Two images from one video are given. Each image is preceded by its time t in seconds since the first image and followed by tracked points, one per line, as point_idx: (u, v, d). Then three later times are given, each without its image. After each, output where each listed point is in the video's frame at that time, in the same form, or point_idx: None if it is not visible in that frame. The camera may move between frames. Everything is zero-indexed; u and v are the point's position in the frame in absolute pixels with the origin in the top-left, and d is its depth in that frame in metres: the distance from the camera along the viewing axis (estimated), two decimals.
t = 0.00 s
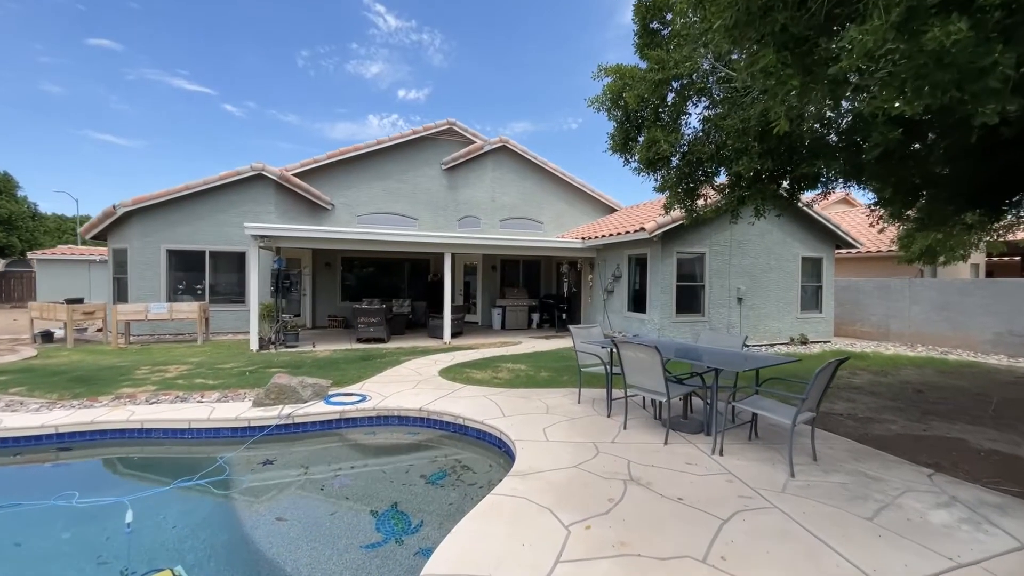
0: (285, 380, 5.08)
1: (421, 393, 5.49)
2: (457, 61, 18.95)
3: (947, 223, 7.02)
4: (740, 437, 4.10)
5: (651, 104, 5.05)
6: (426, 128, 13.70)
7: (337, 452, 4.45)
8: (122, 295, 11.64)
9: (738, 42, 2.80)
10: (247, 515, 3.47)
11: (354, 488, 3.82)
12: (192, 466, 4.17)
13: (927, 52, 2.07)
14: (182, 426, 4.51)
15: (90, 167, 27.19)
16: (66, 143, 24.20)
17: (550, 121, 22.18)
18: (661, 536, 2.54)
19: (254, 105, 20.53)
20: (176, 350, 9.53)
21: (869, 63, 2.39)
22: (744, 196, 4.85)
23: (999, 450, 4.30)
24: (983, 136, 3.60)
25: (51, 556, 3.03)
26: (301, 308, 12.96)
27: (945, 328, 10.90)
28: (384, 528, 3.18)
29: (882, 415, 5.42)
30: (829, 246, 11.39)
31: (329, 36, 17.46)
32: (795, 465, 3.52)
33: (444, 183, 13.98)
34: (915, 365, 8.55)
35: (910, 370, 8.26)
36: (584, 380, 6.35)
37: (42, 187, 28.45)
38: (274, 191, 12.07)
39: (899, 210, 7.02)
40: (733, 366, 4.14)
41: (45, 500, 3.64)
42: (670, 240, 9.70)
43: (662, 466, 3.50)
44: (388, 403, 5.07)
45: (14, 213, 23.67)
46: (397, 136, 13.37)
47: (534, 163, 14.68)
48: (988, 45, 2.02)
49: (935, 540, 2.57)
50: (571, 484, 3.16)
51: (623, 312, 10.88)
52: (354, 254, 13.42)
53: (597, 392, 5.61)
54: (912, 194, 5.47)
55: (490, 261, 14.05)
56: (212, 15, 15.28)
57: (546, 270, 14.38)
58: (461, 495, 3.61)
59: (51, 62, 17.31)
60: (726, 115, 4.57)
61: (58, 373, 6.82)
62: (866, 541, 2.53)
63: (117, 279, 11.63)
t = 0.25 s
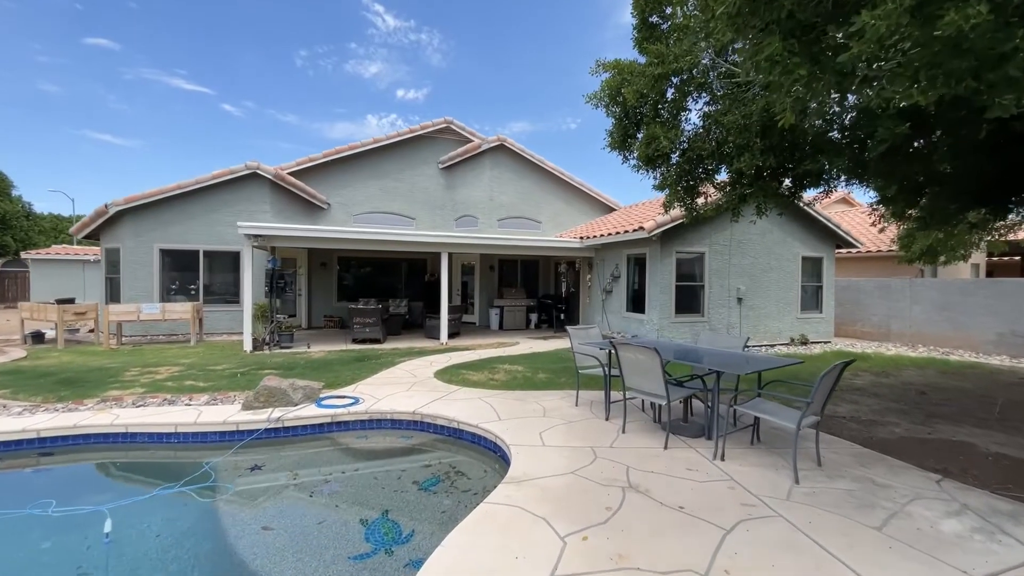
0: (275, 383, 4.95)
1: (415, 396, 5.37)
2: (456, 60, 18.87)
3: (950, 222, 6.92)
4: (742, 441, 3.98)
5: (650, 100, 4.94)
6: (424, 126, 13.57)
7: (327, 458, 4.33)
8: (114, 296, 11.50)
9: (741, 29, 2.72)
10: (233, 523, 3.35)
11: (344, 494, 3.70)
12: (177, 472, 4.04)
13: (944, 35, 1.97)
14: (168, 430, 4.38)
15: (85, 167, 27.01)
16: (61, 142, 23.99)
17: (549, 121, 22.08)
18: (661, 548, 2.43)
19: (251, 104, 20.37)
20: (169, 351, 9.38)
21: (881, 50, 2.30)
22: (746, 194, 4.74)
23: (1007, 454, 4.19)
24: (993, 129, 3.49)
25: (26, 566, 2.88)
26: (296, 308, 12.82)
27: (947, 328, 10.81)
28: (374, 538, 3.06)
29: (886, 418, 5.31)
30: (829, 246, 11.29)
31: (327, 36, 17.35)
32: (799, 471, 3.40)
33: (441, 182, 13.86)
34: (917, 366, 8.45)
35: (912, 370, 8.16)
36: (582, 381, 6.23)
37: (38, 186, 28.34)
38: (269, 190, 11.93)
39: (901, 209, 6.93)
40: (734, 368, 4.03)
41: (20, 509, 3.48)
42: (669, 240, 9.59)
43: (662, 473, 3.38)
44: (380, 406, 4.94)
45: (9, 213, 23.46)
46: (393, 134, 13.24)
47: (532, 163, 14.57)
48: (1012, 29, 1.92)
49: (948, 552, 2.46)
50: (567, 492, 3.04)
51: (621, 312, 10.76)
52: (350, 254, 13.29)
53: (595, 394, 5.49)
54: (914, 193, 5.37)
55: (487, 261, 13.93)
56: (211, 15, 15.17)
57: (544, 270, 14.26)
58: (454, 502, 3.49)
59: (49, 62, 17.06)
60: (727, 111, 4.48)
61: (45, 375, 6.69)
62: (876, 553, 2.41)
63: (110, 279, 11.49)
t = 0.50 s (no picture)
0: (263, 385, 4.79)
1: (408, 399, 5.21)
2: (455, 61, 18.75)
3: (954, 220, 6.80)
4: (745, 446, 3.84)
5: (650, 94, 4.81)
6: (420, 124, 13.42)
7: (315, 463, 4.16)
8: (105, 295, 11.32)
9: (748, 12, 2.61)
10: (213, 533, 3.18)
11: (332, 502, 3.54)
12: (159, 478, 3.88)
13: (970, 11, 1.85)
14: (149, 435, 4.21)
15: (79, 166, 26.74)
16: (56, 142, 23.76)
17: (548, 121, 21.97)
18: (664, 563, 2.28)
19: (250, 104, 20.21)
20: (159, 351, 9.21)
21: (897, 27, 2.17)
22: (749, 190, 4.58)
23: (1018, 459, 4.06)
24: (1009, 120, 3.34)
25: None
26: (291, 308, 12.65)
27: (948, 328, 10.70)
28: (361, 551, 2.90)
29: (892, 420, 5.17)
30: (830, 245, 11.17)
31: (325, 36, 17.19)
32: (805, 478, 3.26)
33: (438, 181, 13.71)
34: (920, 367, 8.33)
35: (915, 371, 8.04)
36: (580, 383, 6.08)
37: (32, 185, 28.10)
38: (262, 188, 11.76)
39: (903, 207, 6.81)
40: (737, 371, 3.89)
41: None
42: (668, 238, 9.46)
43: (663, 480, 3.24)
44: (372, 409, 4.79)
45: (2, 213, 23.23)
46: (390, 132, 13.08)
47: (529, 161, 14.42)
48: None
49: (967, 566, 2.32)
50: (563, 502, 2.90)
51: (620, 312, 10.63)
52: (345, 254, 13.13)
53: (593, 397, 5.34)
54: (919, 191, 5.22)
55: (484, 260, 13.78)
56: (209, 15, 15.00)
57: (542, 270, 14.11)
58: (446, 511, 3.33)
59: (47, 62, 16.77)
60: (729, 104, 4.35)
61: (29, 377, 6.51)
62: (891, 568, 2.26)
63: (101, 279, 11.31)
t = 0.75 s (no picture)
0: (251, 388, 4.65)
1: (401, 402, 5.07)
2: (453, 61, 18.64)
3: (957, 219, 6.68)
4: (748, 451, 3.72)
5: (649, 89, 4.69)
6: (417, 122, 13.30)
7: (304, 470, 4.02)
8: (96, 295, 11.15)
9: None
10: (193, 544, 3.02)
11: (320, 510, 3.39)
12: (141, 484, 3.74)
13: None
14: (132, 440, 4.07)
15: (73, 165, 26.50)
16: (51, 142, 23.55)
17: (546, 121, 21.86)
18: None
19: (249, 104, 20.07)
20: (150, 353, 9.06)
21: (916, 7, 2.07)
22: (751, 187, 4.40)
23: None
24: None
25: None
26: (285, 308, 12.49)
27: (950, 329, 10.60)
28: (348, 563, 2.77)
29: (897, 423, 5.05)
30: (831, 244, 11.07)
31: (324, 36, 17.08)
32: (811, 485, 3.14)
33: (435, 179, 13.57)
34: (922, 367, 8.23)
35: (917, 372, 7.94)
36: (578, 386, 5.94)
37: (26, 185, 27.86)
38: (257, 186, 11.61)
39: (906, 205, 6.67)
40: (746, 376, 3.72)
41: None
42: (667, 237, 9.34)
43: (663, 487, 3.11)
44: (363, 412, 4.65)
45: None
46: (386, 130, 12.94)
47: (527, 159, 14.28)
48: None
49: None
50: (559, 512, 2.76)
51: (619, 312, 10.50)
52: (341, 253, 12.98)
53: (591, 399, 5.21)
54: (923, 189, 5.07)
55: (482, 259, 13.64)
56: (207, 15, 14.87)
57: (540, 269, 13.97)
58: (438, 520, 3.20)
59: (44, 61, 16.57)
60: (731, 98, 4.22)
61: (14, 379, 6.35)
62: None
63: (92, 278, 11.15)
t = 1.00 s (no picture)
0: (238, 392, 4.50)
1: (394, 405, 4.92)
2: (452, 60, 18.49)
3: (962, 218, 6.55)
4: (753, 457, 3.58)
5: (650, 84, 4.56)
6: (414, 120, 13.15)
7: (291, 478, 3.86)
8: (87, 295, 10.97)
9: None
10: (168, 559, 2.85)
11: (305, 522, 3.23)
12: (121, 493, 3.59)
13: None
14: (112, 446, 3.92)
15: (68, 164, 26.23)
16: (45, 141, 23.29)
17: (545, 121, 21.74)
18: None
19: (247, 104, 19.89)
20: (140, 354, 8.89)
21: None
22: (755, 185, 4.22)
23: None
24: None
25: None
26: (280, 308, 12.32)
27: (951, 329, 10.49)
28: None
29: (903, 427, 4.92)
30: (831, 244, 10.95)
31: (322, 35, 16.92)
32: (820, 495, 3.00)
33: (432, 178, 13.41)
34: (925, 369, 8.12)
35: (920, 373, 7.82)
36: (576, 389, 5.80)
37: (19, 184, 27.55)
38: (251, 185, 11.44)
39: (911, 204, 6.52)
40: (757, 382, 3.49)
41: None
42: (667, 236, 9.20)
43: (665, 497, 2.97)
44: (354, 417, 4.50)
45: None
46: (382, 128, 12.78)
47: (525, 158, 14.13)
48: None
49: None
50: (557, 525, 2.62)
51: (617, 312, 10.37)
52: (337, 253, 12.82)
53: (589, 402, 5.07)
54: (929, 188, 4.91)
55: (479, 259, 13.49)
56: (203, 15, 14.70)
57: (538, 269, 13.83)
58: (429, 532, 3.06)
59: (40, 59, 16.32)
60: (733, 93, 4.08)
61: None
62: None
63: (82, 278, 10.96)
